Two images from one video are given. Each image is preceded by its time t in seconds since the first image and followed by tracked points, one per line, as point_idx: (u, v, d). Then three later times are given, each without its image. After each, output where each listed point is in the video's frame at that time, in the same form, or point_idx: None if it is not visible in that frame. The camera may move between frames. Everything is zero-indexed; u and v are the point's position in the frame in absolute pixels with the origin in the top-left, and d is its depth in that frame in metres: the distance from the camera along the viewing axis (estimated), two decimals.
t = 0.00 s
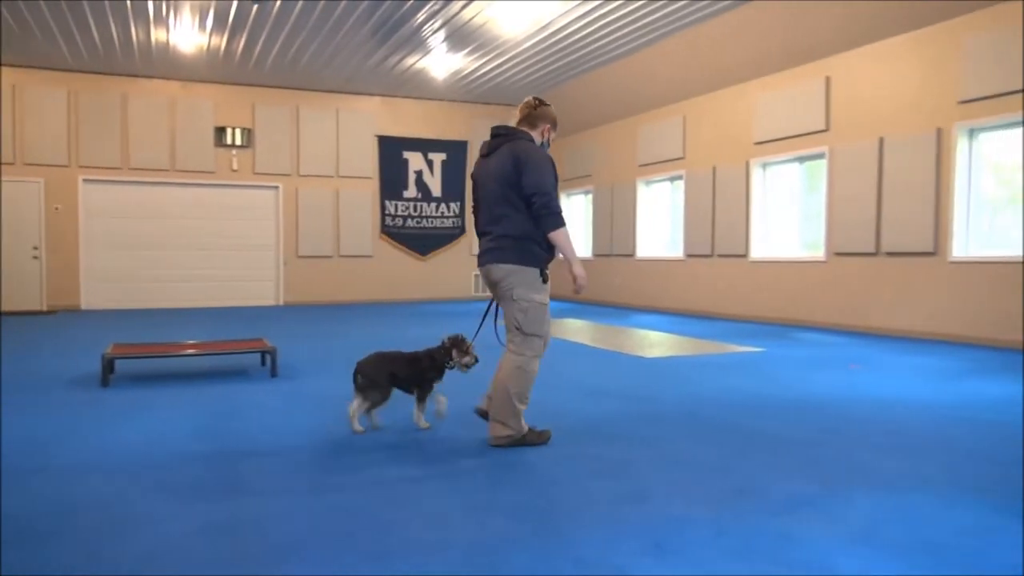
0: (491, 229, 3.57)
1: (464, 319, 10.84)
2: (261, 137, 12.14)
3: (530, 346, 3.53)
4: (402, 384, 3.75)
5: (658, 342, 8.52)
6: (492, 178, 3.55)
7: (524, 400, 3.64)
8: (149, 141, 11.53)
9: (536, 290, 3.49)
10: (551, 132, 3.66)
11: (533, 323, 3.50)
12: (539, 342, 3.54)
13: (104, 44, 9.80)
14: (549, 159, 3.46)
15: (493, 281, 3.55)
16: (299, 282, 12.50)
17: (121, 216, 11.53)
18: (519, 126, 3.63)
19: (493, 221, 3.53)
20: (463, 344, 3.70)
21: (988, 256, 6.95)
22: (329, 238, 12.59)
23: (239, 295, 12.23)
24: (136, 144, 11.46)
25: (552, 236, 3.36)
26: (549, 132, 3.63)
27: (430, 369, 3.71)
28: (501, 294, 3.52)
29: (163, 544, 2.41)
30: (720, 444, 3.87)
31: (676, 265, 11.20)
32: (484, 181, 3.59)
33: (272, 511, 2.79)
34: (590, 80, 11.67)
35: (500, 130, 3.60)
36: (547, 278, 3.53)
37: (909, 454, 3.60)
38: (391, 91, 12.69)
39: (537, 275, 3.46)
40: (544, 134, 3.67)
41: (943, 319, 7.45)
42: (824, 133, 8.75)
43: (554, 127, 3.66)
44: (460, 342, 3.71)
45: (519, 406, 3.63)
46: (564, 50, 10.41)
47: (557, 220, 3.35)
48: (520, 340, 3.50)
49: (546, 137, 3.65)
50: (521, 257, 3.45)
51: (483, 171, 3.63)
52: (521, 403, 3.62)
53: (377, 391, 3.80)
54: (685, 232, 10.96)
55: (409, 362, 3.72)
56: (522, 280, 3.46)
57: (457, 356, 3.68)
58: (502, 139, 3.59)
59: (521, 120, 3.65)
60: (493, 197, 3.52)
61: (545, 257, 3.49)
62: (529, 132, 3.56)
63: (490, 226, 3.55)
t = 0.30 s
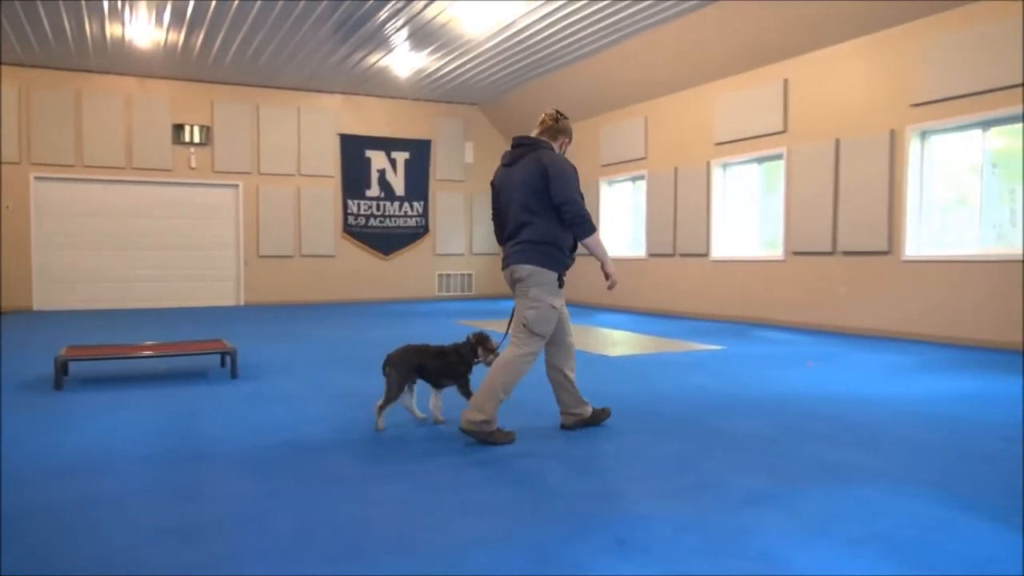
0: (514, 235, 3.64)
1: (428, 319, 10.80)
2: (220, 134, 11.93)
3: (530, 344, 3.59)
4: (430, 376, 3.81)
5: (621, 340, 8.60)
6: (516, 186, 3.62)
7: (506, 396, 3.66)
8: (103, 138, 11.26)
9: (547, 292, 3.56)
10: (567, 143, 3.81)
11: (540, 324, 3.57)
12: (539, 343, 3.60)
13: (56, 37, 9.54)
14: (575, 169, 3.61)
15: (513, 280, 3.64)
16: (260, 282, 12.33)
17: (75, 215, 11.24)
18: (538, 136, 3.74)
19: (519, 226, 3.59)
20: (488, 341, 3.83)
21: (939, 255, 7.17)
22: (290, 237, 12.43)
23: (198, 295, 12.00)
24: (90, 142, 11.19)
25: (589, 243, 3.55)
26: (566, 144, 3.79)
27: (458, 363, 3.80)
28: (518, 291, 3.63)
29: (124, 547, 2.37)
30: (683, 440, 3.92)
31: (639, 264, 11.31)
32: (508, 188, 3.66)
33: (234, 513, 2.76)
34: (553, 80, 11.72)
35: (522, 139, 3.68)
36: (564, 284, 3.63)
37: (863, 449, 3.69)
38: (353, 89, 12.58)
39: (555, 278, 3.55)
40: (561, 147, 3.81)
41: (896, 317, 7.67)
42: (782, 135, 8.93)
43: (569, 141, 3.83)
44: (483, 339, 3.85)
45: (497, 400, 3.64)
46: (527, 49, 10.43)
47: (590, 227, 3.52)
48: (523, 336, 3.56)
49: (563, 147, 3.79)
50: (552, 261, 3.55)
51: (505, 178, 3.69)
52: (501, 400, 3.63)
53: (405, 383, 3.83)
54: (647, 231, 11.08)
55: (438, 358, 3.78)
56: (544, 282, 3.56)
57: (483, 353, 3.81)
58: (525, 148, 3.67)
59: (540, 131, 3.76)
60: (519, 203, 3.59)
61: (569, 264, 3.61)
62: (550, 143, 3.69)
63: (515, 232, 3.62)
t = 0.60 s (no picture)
0: (531, 229, 3.94)
1: (392, 319, 10.73)
2: (178, 131, 11.71)
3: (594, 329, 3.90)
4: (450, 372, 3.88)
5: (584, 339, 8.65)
6: (530, 182, 3.91)
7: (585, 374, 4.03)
8: (56, 134, 10.95)
9: (579, 282, 3.83)
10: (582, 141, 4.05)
11: (593, 309, 3.87)
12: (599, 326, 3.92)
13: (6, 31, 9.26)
14: (584, 164, 3.85)
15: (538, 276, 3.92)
16: (220, 283, 12.13)
17: (25, 213, 10.91)
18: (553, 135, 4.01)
19: (534, 221, 3.89)
20: (505, 337, 3.82)
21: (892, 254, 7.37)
22: (251, 237, 12.25)
23: (156, 296, 11.75)
24: (41, 138, 10.87)
25: (585, 233, 3.74)
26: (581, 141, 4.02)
27: (476, 359, 3.86)
28: (550, 291, 3.89)
29: (76, 551, 2.30)
30: (646, 438, 3.97)
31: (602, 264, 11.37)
32: (523, 185, 3.95)
33: (194, 516, 2.71)
34: (516, 80, 11.74)
35: (537, 138, 3.97)
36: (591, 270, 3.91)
37: (818, 445, 3.77)
38: (314, 87, 12.45)
39: (581, 268, 3.83)
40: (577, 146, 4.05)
41: (852, 315, 7.86)
42: (742, 136, 9.08)
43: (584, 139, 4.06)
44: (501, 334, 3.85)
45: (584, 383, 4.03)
46: (490, 49, 10.42)
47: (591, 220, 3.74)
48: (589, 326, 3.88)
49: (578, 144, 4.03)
50: (565, 253, 3.83)
51: (521, 176, 3.98)
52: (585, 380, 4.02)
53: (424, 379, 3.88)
54: (610, 231, 11.16)
55: (458, 355, 3.83)
56: (576, 274, 3.84)
57: (501, 347, 3.85)
58: (539, 146, 3.96)
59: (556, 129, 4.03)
60: (532, 199, 3.89)
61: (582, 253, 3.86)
62: (563, 141, 3.95)
63: (530, 226, 3.92)
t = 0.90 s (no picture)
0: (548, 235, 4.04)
1: (354, 319, 10.64)
2: (136, 128, 11.47)
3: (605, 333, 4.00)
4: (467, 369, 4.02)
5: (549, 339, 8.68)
6: (550, 189, 4.01)
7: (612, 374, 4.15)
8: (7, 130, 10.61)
9: (596, 286, 3.91)
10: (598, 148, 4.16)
11: (605, 314, 3.96)
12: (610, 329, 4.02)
13: None
14: (601, 171, 3.95)
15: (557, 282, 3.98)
16: (179, 283, 11.91)
17: None
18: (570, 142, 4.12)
19: (552, 227, 3.99)
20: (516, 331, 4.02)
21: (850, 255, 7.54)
22: (211, 236, 12.06)
23: (113, 296, 11.48)
24: None
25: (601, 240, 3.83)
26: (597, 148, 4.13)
27: (493, 356, 4.02)
28: (566, 294, 3.95)
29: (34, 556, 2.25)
30: (611, 436, 4.00)
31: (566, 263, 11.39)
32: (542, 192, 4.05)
33: (156, 520, 2.66)
34: (481, 79, 11.75)
35: (556, 146, 4.08)
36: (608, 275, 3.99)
37: (777, 442, 3.85)
38: (276, 85, 12.29)
39: (599, 273, 3.90)
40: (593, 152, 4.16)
41: (811, 314, 8.02)
42: (704, 137, 9.21)
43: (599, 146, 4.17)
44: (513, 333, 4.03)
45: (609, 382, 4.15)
46: (454, 48, 10.40)
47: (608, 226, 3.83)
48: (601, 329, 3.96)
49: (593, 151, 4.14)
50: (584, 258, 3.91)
51: (540, 183, 4.09)
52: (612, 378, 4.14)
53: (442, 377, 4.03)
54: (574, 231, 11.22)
55: (474, 353, 3.98)
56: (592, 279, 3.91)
57: (513, 342, 4.03)
58: (558, 154, 4.06)
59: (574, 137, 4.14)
60: (552, 205, 3.98)
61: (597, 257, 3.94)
62: (580, 149, 4.05)
63: (549, 232, 4.01)
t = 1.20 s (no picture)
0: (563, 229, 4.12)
1: (317, 320, 10.51)
2: (91, 125, 11.19)
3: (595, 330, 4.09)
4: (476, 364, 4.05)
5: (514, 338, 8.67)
6: (567, 185, 4.09)
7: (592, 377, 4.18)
8: None
9: (600, 280, 4.06)
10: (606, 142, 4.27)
11: (601, 309, 4.08)
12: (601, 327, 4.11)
13: None
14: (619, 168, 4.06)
15: (568, 272, 4.11)
16: (136, 284, 11.66)
17: None
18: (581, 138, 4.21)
19: (569, 222, 4.08)
20: (523, 330, 4.04)
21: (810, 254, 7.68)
22: (170, 236, 11.84)
23: (67, 298, 11.16)
24: None
25: (631, 236, 3.96)
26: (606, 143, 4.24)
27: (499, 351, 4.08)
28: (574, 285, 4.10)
29: None
30: (576, 434, 4.02)
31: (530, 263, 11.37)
32: (558, 189, 4.13)
33: (114, 525, 2.61)
34: (445, 78, 11.71)
35: (571, 142, 4.15)
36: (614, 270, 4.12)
37: (738, 439, 3.91)
38: (237, 82, 12.09)
39: (606, 267, 4.05)
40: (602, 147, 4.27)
41: (771, 312, 8.16)
42: (667, 137, 9.29)
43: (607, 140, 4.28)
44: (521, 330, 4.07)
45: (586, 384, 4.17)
46: (418, 47, 10.35)
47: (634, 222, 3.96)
48: (589, 322, 4.07)
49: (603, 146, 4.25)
50: (599, 252, 4.04)
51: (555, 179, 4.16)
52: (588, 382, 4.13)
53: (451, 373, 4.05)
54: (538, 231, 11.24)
55: (482, 347, 4.03)
56: (595, 272, 4.04)
57: (519, 339, 4.06)
58: (574, 150, 4.13)
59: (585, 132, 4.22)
60: (571, 201, 4.05)
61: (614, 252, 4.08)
62: (595, 145, 4.14)
63: (567, 227, 4.09)
